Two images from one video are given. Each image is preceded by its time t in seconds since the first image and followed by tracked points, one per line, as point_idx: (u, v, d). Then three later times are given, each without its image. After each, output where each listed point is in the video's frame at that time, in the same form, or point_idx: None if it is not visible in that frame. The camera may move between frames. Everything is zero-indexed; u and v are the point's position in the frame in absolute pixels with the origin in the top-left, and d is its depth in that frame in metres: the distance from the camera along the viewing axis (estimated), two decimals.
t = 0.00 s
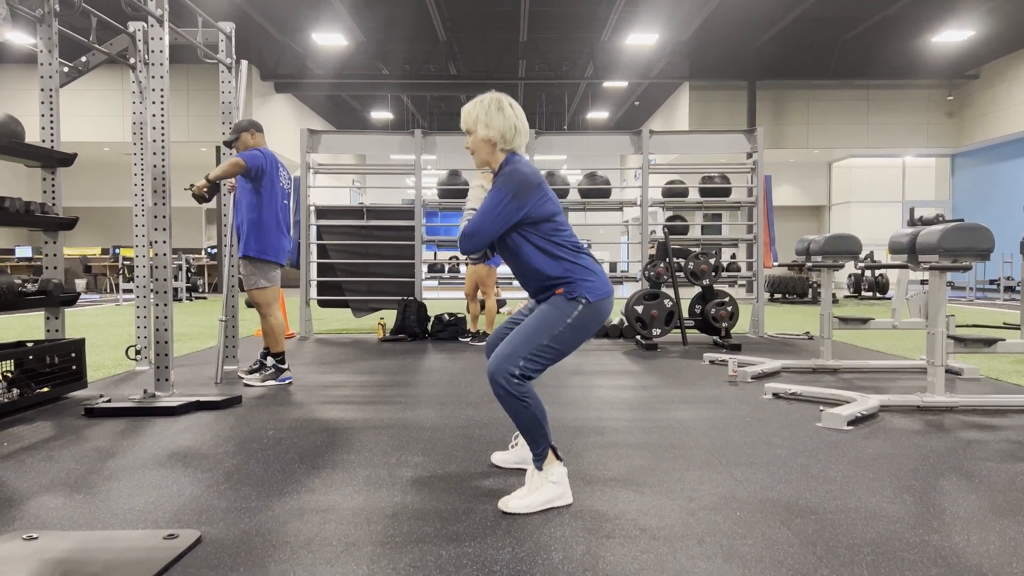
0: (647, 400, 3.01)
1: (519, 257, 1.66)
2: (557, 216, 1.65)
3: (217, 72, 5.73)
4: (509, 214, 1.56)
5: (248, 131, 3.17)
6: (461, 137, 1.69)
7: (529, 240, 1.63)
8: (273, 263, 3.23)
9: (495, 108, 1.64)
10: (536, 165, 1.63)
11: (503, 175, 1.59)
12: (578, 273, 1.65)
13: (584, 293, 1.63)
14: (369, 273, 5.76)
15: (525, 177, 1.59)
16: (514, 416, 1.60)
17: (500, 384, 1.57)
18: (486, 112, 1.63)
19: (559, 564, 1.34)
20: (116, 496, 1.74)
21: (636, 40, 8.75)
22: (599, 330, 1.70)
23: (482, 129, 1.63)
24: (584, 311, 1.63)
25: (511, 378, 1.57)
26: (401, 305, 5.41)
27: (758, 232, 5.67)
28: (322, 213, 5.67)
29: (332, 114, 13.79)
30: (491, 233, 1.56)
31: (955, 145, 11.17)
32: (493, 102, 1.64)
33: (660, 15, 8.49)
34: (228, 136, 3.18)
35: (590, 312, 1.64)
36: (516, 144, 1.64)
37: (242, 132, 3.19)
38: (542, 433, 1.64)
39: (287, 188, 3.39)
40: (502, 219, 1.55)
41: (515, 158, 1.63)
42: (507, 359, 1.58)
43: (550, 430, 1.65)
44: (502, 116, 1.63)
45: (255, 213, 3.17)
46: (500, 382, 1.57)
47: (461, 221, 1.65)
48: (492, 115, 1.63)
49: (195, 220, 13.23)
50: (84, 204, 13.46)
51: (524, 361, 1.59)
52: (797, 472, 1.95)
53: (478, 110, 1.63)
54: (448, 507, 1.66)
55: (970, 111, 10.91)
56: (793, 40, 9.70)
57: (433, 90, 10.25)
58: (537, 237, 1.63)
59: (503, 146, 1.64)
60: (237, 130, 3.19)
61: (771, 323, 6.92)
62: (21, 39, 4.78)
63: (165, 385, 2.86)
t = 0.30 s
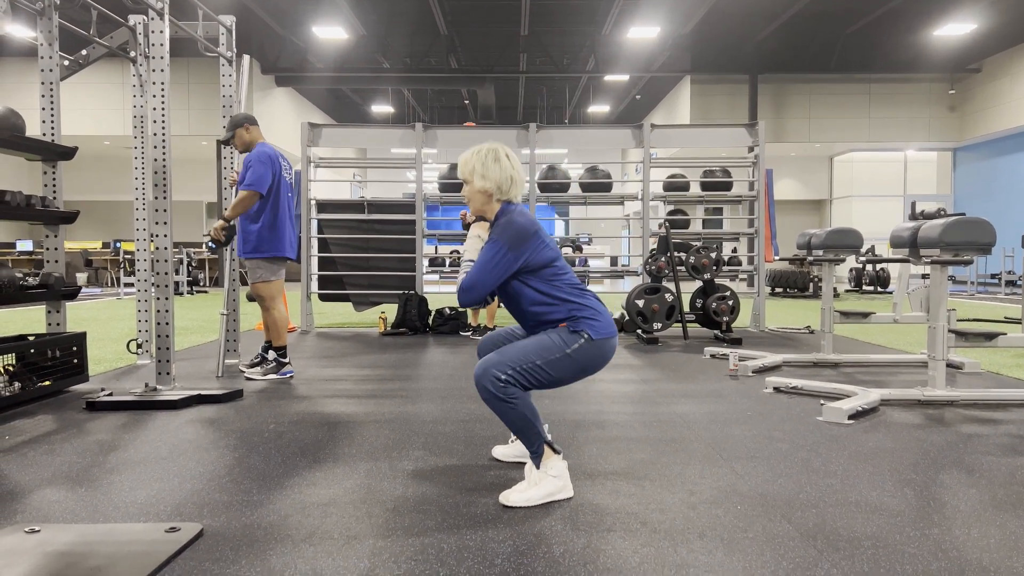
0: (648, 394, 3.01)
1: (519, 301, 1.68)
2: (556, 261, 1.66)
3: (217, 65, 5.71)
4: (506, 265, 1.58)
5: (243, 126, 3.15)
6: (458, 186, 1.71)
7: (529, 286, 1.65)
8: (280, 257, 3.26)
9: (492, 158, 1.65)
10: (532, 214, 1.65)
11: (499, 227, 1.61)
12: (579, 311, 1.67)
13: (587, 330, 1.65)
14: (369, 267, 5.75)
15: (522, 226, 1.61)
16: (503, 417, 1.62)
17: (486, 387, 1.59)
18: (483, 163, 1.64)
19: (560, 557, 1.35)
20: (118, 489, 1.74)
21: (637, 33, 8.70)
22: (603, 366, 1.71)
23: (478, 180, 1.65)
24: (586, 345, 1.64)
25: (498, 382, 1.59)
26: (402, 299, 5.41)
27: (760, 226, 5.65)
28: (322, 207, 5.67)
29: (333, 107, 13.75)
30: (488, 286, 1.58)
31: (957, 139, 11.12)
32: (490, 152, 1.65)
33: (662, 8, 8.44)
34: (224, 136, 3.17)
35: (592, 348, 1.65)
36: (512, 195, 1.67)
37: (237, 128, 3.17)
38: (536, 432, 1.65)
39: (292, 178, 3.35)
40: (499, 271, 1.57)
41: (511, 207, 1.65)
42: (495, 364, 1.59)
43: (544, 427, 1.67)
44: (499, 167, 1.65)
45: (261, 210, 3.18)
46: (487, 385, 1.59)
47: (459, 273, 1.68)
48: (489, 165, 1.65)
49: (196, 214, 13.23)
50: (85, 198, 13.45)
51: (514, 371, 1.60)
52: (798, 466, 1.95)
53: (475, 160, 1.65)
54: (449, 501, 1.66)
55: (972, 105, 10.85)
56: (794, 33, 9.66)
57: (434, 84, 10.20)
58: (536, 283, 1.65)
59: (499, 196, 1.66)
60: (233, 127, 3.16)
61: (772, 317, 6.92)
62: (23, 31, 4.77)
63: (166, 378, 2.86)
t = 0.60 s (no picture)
0: (648, 391, 3.01)
1: (519, 334, 1.69)
2: (555, 295, 1.67)
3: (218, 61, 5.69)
4: (506, 302, 1.58)
5: (238, 125, 3.13)
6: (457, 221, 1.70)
7: (529, 320, 1.66)
8: (288, 253, 3.27)
9: (492, 196, 1.65)
10: (532, 249, 1.65)
11: (498, 263, 1.61)
12: (579, 342, 1.67)
13: (587, 360, 1.65)
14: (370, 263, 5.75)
15: (522, 262, 1.61)
16: (498, 415, 1.61)
17: (483, 386, 1.59)
18: (483, 200, 1.64)
19: (560, 553, 1.35)
20: (118, 485, 1.74)
21: (637, 29, 8.67)
22: (602, 398, 1.71)
23: (478, 217, 1.64)
24: (586, 375, 1.65)
25: (495, 382, 1.59)
26: (402, 295, 5.41)
27: (760, 222, 5.64)
28: (323, 203, 5.66)
29: (332, 104, 13.73)
30: (489, 322, 1.58)
31: (958, 135, 11.09)
32: (490, 190, 1.65)
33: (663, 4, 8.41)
34: (219, 138, 3.15)
35: (592, 379, 1.65)
36: (512, 232, 1.66)
37: (232, 127, 3.15)
38: (533, 429, 1.64)
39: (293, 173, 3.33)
40: (499, 307, 1.58)
41: (511, 243, 1.64)
42: (492, 365, 1.60)
43: (541, 423, 1.66)
44: (499, 204, 1.64)
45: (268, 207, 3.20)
46: (484, 384, 1.59)
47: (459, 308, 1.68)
48: (489, 202, 1.64)
49: (195, 210, 13.21)
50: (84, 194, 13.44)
51: (513, 372, 1.61)
52: (798, 463, 1.95)
53: (474, 198, 1.65)
54: (449, 497, 1.66)
55: (973, 101, 10.83)
56: (795, 29, 9.62)
57: (434, 80, 10.17)
58: (536, 317, 1.66)
59: (499, 233, 1.65)
60: (227, 127, 3.14)
61: (772, 314, 6.92)
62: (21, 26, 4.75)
63: (167, 374, 2.86)
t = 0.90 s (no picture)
0: (648, 391, 3.01)
1: (517, 329, 1.70)
2: (552, 288, 1.67)
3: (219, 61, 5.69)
4: (504, 296, 1.58)
5: (228, 134, 3.10)
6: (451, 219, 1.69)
7: (527, 313, 1.66)
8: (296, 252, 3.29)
9: (487, 191, 1.65)
10: (527, 245, 1.65)
11: (495, 259, 1.61)
12: (578, 333, 1.68)
13: (587, 350, 1.66)
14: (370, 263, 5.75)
15: (517, 257, 1.61)
16: (500, 413, 1.61)
17: (485, 383, 1.59)
18: (477, 196, 1.64)
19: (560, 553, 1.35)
20: (119, 484, 1.74)
21: (638, 29, 8.67)
22: (603, 389, 1.72)
23: (473, 213, 1.64)
24: (587, 365, 1.65)
25: (497, 378, 1.59)
26: (402, 295, 5.41)
27: (760, 222, 5.64)
28: (323, 203, 5.66)
29: (332, 103, 13.72)
30: (489, 318, 1.57)
31: (958, 135, 11.09)
32: (485, 186, 1.65)
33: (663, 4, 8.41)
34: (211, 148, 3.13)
35: (593, 369, 1.66)
36: (506, 227, 1.65)
37: (221, 136, 3.12)
38: (533, 427, 1.64)
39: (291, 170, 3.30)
40: (498, 302, 1.57)
41: (506, 239, 1.64)
42: (492, 361, 1.60)
43: (542, 422, 1.66)
44: (494, 200, 1.64)
45: (269, 209, 3.20)
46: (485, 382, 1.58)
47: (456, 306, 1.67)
48: (484, 198, 1.64)
49: (195, 209, 13.21)
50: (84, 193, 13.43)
51: (513, 369, 1.61)
52: (798, 463, 1.95)
53: (469, 193, 1.64)
54: (449, 497, 1.66)
55: (973, 102, 10.83)
56: (795, 29, 9.62)
57: (434, 80, 10.17)
58: (534, 310, 1.66)
59: (494, 229, 1.65)
60: (216, 136, 3.11)
61: (772, 314, 6.91)
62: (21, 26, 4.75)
63: (167, 374, 2.86)
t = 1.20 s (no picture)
0: (648, 395, 3.01)
1: (516, 300, 1.69)
2: (549, 256, 1.68)
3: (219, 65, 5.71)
4: (502, 265, 1.58)
5: (210, 151, 3.12)
6: (446, 189, 1.69)
7: (524, 282, 1.66)
8: (300, 256, 3.28)
9: (481, 160, 1.65)
10: (521, 212, 1.65)
11: (490, 227, 1.61)
12: (577, 300, 1.68)
13: (588, 316, 1.67)
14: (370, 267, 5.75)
15: (512, 225, 1.61)
16: (508, 414, 1.61)
17: (495, 384, 1.59)
18: (471, 164, 1.64)
19: (560, 559, 1.35)
20: (118, 489, 1.74)
21: (638, 34, 8.70)
22: (605, 353, 1.73)
23: (468, 180, 1.64)
24: (589, 332, 1.66)
25: (506, 377, 1.59)
26: (402, 299, 5.41)
27: (760, 227, 5.64)
28: (323, 207, 5.66)
29: (332, 108, 13.74)
30: (487, 287, 1.57)
31: (957, 140, 11.11)
32: (479, 154, 1.65)
33: (663, 9, 8.45)
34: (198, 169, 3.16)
35: (595, 334, 1.67)
36: (501, 195, 1.66)
37: (205, 154, 3.14)
38: (538, 430, 1.64)
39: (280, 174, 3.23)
40: (496, 271, 1.57)
41: (500, 208, 1.65)
42: (502, 359, 1.60)
43: (546, 425, 1.66)
44: (488, 168, 1.64)
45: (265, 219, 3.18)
46: (495, 382, 1.59)
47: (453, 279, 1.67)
48: (478, 166, 1.64)
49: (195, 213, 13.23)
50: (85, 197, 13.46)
51: (521, 365, 1.61)
52: (798, 468, 1.95)
53: (464, 161, 1.64)
54: (449, 502, 1.66)
55: (972, 106, 10.86)
56: (795, 34, 9.66)
57: (434, 84, 10.20)
58: (532, 279, 1.66)
59: (489, 196, 1.65)
60: (200, 156, 3.13)
61: (772, 319, 6.91)
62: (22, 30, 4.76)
63: (166, 378, 2.86)
